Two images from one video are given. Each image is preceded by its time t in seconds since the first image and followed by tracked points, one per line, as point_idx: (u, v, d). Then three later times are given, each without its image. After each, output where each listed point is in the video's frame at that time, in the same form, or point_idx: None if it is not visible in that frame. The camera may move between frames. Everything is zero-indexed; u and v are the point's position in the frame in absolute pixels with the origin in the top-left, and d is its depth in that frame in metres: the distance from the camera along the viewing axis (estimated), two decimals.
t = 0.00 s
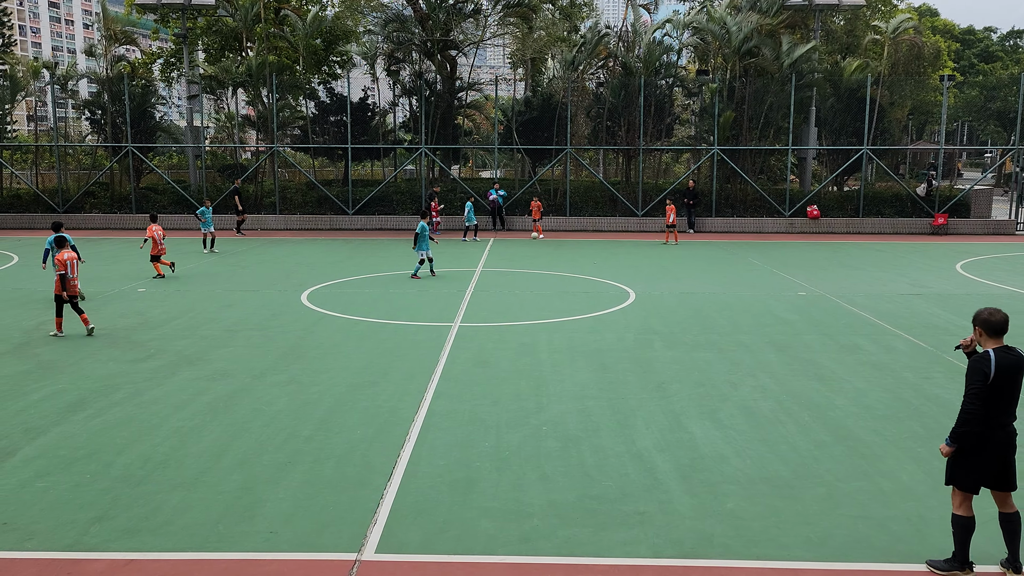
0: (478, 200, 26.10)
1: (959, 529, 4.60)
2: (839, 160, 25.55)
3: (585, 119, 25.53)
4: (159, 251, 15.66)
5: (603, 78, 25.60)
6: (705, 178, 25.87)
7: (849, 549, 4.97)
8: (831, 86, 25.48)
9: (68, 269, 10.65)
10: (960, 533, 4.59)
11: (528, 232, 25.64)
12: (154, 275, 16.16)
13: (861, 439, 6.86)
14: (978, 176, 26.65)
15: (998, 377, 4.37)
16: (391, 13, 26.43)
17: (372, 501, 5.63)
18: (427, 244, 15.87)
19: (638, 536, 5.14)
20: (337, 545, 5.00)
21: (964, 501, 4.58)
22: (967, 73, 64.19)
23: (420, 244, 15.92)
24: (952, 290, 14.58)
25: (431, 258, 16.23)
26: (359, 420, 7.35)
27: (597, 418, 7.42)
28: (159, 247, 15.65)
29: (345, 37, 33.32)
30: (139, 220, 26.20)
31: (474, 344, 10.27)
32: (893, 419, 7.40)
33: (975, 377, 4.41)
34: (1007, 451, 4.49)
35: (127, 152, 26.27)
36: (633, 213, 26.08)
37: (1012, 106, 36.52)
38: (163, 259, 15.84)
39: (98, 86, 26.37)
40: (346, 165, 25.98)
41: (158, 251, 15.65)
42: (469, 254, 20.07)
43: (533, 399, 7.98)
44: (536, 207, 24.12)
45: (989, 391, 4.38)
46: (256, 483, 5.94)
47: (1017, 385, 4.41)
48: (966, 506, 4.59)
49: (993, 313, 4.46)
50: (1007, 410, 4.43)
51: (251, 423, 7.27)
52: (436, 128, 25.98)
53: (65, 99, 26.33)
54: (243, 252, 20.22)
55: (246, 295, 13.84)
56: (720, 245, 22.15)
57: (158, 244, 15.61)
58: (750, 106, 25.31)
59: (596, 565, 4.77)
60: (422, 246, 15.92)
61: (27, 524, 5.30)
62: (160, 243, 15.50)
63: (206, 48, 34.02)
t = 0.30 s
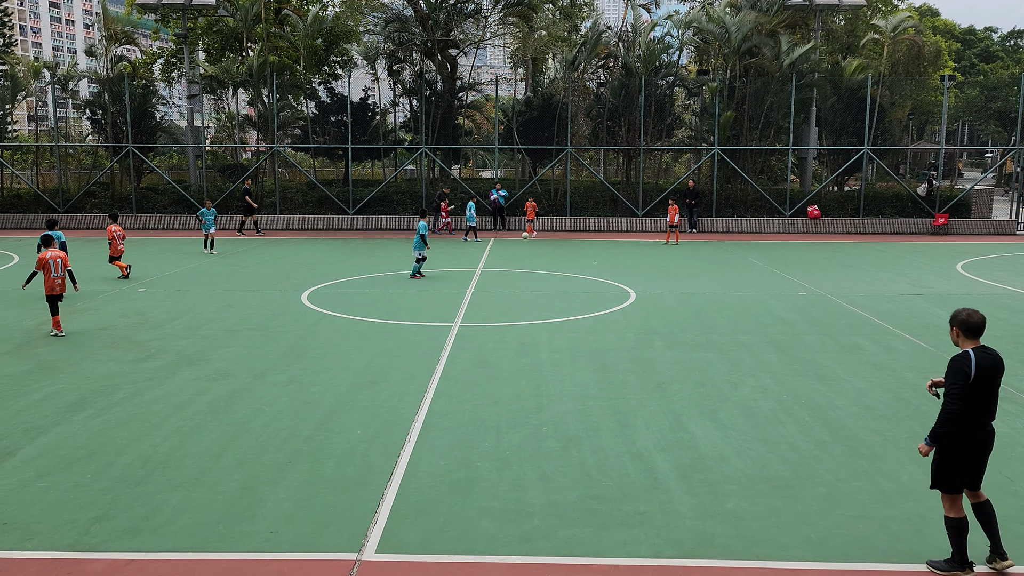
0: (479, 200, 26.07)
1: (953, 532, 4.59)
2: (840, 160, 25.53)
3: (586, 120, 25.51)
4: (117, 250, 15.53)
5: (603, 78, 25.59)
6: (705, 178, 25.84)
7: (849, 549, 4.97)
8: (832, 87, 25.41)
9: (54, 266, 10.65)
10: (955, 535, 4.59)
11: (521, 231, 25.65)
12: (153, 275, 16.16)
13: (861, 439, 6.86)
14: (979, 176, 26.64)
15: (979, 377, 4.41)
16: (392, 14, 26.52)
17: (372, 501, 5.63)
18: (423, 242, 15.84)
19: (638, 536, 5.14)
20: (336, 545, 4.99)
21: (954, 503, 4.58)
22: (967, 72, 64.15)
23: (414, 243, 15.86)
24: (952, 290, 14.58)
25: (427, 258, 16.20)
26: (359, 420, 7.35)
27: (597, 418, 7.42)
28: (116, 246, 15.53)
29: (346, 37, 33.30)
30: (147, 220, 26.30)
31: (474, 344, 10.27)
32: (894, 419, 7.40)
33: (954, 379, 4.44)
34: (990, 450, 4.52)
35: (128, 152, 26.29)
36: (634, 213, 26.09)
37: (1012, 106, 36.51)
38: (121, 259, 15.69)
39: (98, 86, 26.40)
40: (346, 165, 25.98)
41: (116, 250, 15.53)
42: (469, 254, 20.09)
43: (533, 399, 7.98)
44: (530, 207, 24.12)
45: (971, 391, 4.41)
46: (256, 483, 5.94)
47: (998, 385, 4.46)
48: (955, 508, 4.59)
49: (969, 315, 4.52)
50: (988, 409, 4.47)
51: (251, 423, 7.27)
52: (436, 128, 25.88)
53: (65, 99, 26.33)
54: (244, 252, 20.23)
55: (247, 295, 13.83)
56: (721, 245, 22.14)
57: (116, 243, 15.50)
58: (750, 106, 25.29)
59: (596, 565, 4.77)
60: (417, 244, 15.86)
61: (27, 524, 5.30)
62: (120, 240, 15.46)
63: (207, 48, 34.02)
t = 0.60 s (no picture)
0: (479, 200, 26.02)
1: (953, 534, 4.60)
2: (840, 160, 25.53)
3: (586, 120, 25.52)
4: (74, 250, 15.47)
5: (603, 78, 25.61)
6: (706, 178, 25.83)
7: (849, 549, 4.98)
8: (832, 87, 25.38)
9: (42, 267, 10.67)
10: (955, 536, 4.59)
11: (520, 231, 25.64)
12: (154, 275, 16.15)
13: (861, 439, 6.86)
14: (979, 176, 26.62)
15: (967, 376, 4.43)
16: (392, 14, 26.52)
17: (372, 502, 5.63)
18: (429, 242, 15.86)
19: (638, 536, 5.14)
20: (336, 545, 4.99)
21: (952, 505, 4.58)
22: (968, 72, 64.09)
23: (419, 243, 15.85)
24: (952, 290, 14.58)
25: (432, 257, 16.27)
26: (359, 420, 7.35)
27: (597, 418, 7.42)
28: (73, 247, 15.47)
29: (346, 37, 33.29)
30: (141, 220, 26.27)
31: (474, 345, 10.27)
32: (894, 419, 7.40)
33: (944, 381, 4.46)
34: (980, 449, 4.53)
35: (128, 152, 26.30)
36: (634, 213, 26.09)
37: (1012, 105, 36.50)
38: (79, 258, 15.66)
39: (99, 86, 26.41)
40: (347, 165, 25.98)
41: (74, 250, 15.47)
42: (469, 254, 20.08)
43: (533, 399, 7.97)
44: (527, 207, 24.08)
45: (960, 391, 4.43)
46: (257, 483, 5.95)
47: (986, 384, 4.48)
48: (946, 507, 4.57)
49: (955, 314, 4.55)
50: (978, 408, 4.48)
51: (251, 423, 7.27)
52: (435, 129, 25.85)
53: (65, 99, 26.35)
54: (244, 252, 20.23)
55: (246, 295, 13.82)
56: (721, 245, 22.13)
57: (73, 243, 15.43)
58: (750, 106, 25.29)
59: (596, 565, 4.77)
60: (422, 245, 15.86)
61: (27, 524, 5.30)
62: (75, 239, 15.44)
63: (207, 48, 34.04)
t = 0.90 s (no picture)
0: (479, 200, 26.02)
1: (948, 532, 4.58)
2: (840, 160, 25.54)
3: (586, 120, 25.50)
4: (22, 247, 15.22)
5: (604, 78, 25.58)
6: (706, 178, 25.83)
7: (849, 549, 4.97)
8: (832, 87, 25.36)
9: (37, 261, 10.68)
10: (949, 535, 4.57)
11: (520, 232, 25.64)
12: (153, 275, 16.13)
13: (861, 439, 6.86)
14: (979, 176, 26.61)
15: (954, 376, 4.41)
16: (392, 14, 26.48)
17: (372, 501, 5.63)
18: (443, 241, 15.88)
19: (638, 536, 5.14)
20: (335, 545, 4.99)
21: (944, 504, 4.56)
22: (968, 72, 64.04)
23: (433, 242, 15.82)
24: (953, 290, 14.57)
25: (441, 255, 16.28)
26: (359, 420, 7.35)
27: (597, 418, 7.42)
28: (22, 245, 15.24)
29: (346, 37, 33.27)
30: (141, 220, 26.27)
31: (475, 345, 10.26)
32: (894, 419, 7.40)
33: (930, 380, 4.44)
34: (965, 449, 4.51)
35: (128, 152, 26.31)
36: (634, 213, 26.09)
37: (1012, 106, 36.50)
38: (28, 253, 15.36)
39: (99, 86, 26.40)
40: (347, 165, 26.00)
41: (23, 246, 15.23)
42: (469, 254, 20.07)
43: (534, 399, 7.97)
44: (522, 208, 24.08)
45: (948, 390, 4.41)
46: (257, 483, 5.94)
47: (973, 384, 4.46)
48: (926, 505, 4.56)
49: (942, 314, 4.53)
50: (963, 408, 4.47)
51: (252, 423, 7.27)
52: (436, 129, 25.81)
53: (65, 99, 26.35)
54: (244, 252, 20.21)
55: (247, 295, 13.81)
56: (721, 245, 22.13)
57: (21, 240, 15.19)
58: (750, 105, 25.28)
59: (596, 565, 4.77)
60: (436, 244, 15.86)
61: (27, 524, 5.30)
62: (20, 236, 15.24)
63: (207, 48, 34.05)
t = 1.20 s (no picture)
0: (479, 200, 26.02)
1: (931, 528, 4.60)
2: (840, 160, 25.54)
3: (586, 120, 25.50)
4: None
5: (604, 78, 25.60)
6: (706, 178, 25.81)
7: (849, 549, 4.98)
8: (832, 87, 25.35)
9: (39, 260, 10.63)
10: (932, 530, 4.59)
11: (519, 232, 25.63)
12: (153, 275, 16.13)
13: (862, 440, 6.85)
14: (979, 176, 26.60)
15: (935, 373, 4.40)
16: (392, 14, 26.46)
17: (372, 501, 5.63)
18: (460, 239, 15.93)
19: (638, 536, 5.14)
20: (335, 545, 4.99)
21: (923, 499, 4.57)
22: (968, 73, 64.01)
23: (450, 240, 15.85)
24: (953, 290, 14.57)
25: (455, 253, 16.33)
26: (359, 420, 7.35)
27: (597, 418, 7.42)
28: None
29: (346, 38, 33.29)
30: (141, 219, 26.25)
31: (475, 345, 10.26)
32: (894, 419, 7.39)
33: (910, 376, 4.43)
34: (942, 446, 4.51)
35: (128, 152, 26.30)
36: (634, 213, 26.09)
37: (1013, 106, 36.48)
38: None
39: (99, 85, 26.42)
40: (347, 165, 26.00)
41: None
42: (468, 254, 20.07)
43: (533, 399, 7.97)
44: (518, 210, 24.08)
45: (925, 387, 4.40)
46: (257, 483, 5.94)
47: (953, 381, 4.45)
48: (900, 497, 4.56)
49: (927, 312, 4.53)
50: (942, 405, 4.47)
51: (252, 423, 7.26)
52: (436, 129, 25.78)
53: (65, 99, 26.36)
54: (244, 252, 20.22)
55: (247, 295, 13.81)
56: (721, 245, 22.11)
57: None
58: (750, 105, 25.29)
59: (596, 565, 4.77)
60: (454, 242, 15.91)
61: (27, 524, 5.30)
62: None
63: (207, 47, 34.07)
